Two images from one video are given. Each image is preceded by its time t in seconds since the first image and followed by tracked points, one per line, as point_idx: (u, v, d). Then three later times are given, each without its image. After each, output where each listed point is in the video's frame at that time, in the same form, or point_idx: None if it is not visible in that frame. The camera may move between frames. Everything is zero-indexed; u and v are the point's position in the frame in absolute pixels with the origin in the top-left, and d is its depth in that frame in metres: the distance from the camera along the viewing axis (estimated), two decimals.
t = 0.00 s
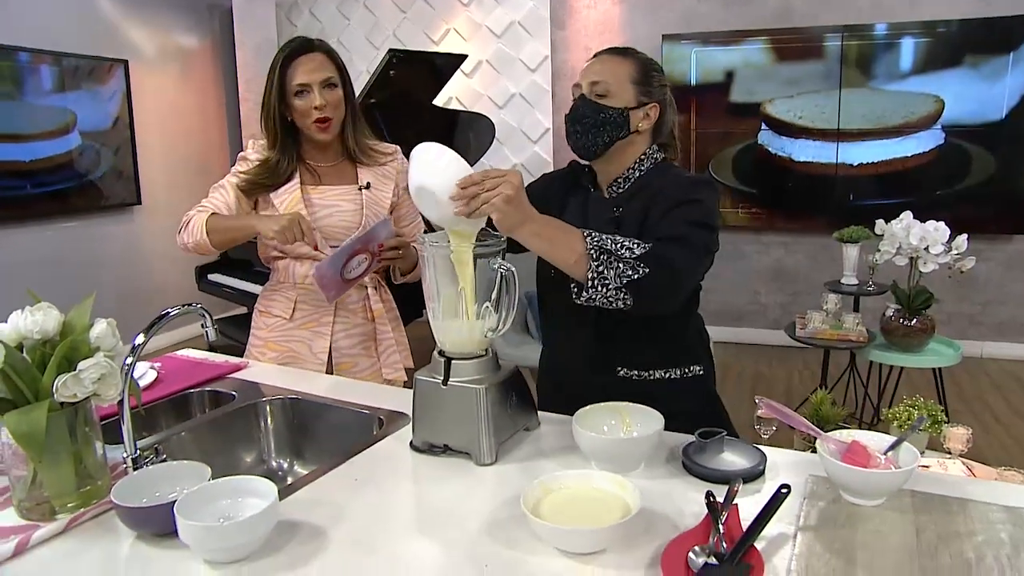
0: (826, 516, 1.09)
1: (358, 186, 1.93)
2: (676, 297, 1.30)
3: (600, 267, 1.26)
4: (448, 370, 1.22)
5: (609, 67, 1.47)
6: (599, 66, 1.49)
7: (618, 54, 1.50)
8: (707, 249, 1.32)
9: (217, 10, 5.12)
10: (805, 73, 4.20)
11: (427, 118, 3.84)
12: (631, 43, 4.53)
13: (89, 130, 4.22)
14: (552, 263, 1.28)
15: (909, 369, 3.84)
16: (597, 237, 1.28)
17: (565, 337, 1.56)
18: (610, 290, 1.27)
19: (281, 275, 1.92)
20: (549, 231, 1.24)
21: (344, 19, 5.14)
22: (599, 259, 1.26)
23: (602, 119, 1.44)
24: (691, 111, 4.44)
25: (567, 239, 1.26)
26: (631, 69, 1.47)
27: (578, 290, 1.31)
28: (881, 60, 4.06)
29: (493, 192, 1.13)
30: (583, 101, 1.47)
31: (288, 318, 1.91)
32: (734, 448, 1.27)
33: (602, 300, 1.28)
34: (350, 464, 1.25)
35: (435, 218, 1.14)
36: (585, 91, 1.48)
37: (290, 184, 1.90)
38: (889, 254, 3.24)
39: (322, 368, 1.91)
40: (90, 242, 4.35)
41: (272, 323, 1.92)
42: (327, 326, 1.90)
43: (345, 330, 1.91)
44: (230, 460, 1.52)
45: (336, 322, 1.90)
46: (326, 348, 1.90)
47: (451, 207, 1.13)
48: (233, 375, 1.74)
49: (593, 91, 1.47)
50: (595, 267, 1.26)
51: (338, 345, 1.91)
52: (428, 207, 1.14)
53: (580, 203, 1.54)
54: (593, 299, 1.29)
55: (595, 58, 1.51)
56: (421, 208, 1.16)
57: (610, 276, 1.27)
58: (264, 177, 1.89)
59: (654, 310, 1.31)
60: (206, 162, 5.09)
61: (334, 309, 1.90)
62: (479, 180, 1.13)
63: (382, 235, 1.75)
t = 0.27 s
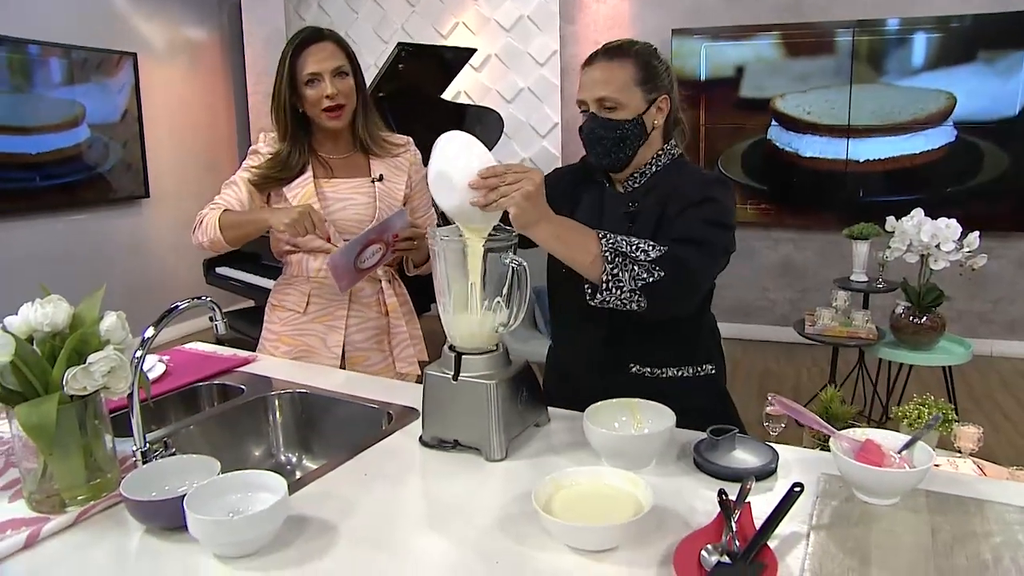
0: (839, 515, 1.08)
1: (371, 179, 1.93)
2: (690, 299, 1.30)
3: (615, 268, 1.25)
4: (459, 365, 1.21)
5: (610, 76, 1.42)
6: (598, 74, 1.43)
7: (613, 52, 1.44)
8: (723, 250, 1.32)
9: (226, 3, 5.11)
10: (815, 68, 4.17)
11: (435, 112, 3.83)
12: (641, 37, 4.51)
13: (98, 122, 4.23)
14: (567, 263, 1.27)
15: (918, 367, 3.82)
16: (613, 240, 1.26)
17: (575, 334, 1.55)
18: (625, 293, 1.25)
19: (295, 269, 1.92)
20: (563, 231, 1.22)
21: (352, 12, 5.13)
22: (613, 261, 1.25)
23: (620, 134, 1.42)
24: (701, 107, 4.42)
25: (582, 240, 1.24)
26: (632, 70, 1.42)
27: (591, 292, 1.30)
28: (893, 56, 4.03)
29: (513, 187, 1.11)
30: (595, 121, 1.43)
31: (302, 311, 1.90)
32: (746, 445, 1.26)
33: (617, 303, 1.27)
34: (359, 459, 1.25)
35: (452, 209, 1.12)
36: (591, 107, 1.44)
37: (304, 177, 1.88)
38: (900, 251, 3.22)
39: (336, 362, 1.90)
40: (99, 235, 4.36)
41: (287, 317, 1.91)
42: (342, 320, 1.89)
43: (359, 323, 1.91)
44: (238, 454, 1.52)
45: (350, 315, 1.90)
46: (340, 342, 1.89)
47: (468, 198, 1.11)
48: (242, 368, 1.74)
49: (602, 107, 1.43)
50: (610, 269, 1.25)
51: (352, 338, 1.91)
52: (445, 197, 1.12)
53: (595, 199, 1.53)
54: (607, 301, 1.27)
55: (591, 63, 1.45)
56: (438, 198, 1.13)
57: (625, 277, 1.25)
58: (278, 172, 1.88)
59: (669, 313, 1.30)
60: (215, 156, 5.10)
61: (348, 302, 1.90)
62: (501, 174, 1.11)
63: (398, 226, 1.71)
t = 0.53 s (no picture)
0: (856, 517, 1.07)
1: (382, 167, 1.91)
2: (705, 302, 1.28)
3: (631, 271, 1.24)
4: (470, 364, 1.20)
5: (612, 85, 1.36)
6: (593, 87, 1.38)
7: (612, 57, 1.37)
8: (738, 254, 1.31)
9: None
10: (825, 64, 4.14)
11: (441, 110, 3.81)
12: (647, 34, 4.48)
13: (103, 120, 4.22)
14: (581, 266, 1.26)
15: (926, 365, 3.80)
16: (628, 242, 1.25)
17: (583, 332, 1.53)
18: (640, 295, 1.25)
19: (311, 263, 1.91)
20: (576, 232, 1.22)
21: (357, 9, 5.11)
22: (628, 264, 1.24)
23: (628, 143, 1.40)
24: (707, 103, 4.41)
25: (596, 242, 1.24)
26: (630, 77, 1.37)
27: (605, 294, 1.28)
28: (902, 52, 4.01)
29: (534, 182, 1.12)
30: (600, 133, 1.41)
31: (320, 306, 1.88)
32: (760, 444, 1.25)
33: (630, 305, 1.26)
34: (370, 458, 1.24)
35: (467, 206, 1.10)
36: (596, 119, 1.41)
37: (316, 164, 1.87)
38: (908, 249, 3.20)
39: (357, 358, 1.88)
40: (104, 233, 4.35)
41: (304, 312, 1.89)
42: (362, 312, 1.88)
43: (379, 314, 1.90)
44: (246, 453, 1.51)
45: (369, 308, 1.89)
46: (361, 334, 1.88)
47: (487, 193, 1.09)
48: (250, 367, 1.73)
49: (605, 120, 1.40)
50: (624, 272, 1.24)
51: (371, 330, 1.90)
52: (461, 194, 1.10)
53: (609, 198, 1.52)
54: (621, 304, 1.26)
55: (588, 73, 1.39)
56: (452, 195, 1.12)
57: (641, 281, 1.24)
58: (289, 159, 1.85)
59: (683, 316, 1.30)
60: (219, 153, 5.09)
61: (366, 293, 1.88)
62: (522, 168, 1.11)
63: (409, 213, 1.73)
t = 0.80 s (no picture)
0: (873, 520, 1.05)
1: (392, 158, 1.90)
2: (717, 307, 1.27)
3: (644, 276, 1.23)
4: (482, 364, 1.18)
5: (620, 80, 1.34)
6: (604, 80, 1.35)
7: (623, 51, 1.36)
8: (751, 257, 1.30)
9: None
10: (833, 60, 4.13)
11: (445, 107, 3.79)
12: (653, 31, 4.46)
13: (106, 116, 4.20)
14: (594, 270, 1.25)
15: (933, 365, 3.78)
16: (641, 248, 1.24)
17: (592, 335, 1.51)
18: (652, 303, 1.24)
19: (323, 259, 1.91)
20: (589, 236, 1.21)
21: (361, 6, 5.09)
22: (642, 270, 1.23)
23: (630, 140, 1.37)
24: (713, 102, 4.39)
25: (610, 246, 1.23)
26: (639, 72, 1.34)
27: (618, 299, 1.27)
28: (908, 51, 4.00)
29: (551, 183, 1.10)
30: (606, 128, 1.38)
31: (333, 303, 1.87)
32: (775, 446, 1.23)
33: (643, 311, 1.25)
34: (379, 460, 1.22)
35: (482, 205, 1.09)
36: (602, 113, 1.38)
37: (326, 159, 1.87)
38: (916, 249, 3.18)
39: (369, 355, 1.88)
40: (106, 230, 4.34)
41: (317, 308, 1.89)
42: (374, 309, 1.87)
43: (391, 310, 1.89)
44: (252, 453, 1.49)
45: (381, 305, 1.88)
46: (374, 331, 1.87)
47: (502, 193, 1.08)
48: (256, 366, 1.72)
49: (611, 113, 1.37)
50: (638, 278, 1.22)
51: (384, 326, 1.89)
52: (478, 192, 1.09)
53: (616, 198, 1.50)
54: (633, 311, 1.25)
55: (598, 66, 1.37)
56: (468, 194, 1.10)
57: (654, 287, 1.23)
58: (300, 154, 1.86)
59: (696, 322, 1.29)
60: (223, 151, 5.07)
61: (378, 289, 1.87)
62: (539, 170, 1.10)
63: (423, 201, 1.72)
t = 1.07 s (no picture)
0: (893, 533, 1.03)
1: (402, 168, 1.88)
2: (734, 319, 1.27)
3: (659, 286, 1.22)
4: (494, 372, 1.17)
5: (640, 75, 1.35)
6: (627, 71, 1.37)
7: (646, 48, 1.38)
8: (765, 268, 1.28)
9: None
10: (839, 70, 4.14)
11: (449, 111, 3.78)
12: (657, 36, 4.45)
13: (108, 118, 4.19)
14: (608, 277, 1.24)
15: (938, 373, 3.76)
16: (658, 258, 1.22)
17: (599, 344, 1.49)
18: (668, 313, 1.23)
19: (332, 267, 1.91)
20: (608, 245, 1.20)
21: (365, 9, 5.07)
22: (658, 281, 1.22)
23: (642, 132, 1.36)
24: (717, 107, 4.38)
25: (627, 255, 1.21)
26: (664, 69, 1.36)
27: (633, 309, 1.27)
28: (914, 57, 4.00)
29: (572, 189, 1.11)
30: (620, 117, 1.37)
31: (342, 312, 1.86)
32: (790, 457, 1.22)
33: (658, 322, 1.24)
34: (389, 469, 1.20)
35: (499, 211, 1.08)
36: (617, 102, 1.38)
37: (333, 167, 1.87)
38: (922, 255, 3.17)
39: (379, 363, 1.87)
40: (108, 232, 4.32)
41: (328, 317, 1.88)
42: (384, 319, 1.86)
43: (401, 319, 1.88)
44: (256, 459, 1.48)
45: (390, 314, 1.87)
46: (383, 340, 1.86)
47: (524, 196, 1.07)
48: (261, 371, 1.70)
49: (627, 103, 1.37)
50: (654, 288, 1.22)
51: (393, 335, 1.88)
52: (494, 197, 1.08)
53: (628, 204, 1.48)
54: (649, 320, 1.25)
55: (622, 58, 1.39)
56: (481, 201, 1.10)
57: (672, 299, 1.22)
58: (309, 159, 1.87)
59: (710, 333, 1.28)
60: (224, 154, 5.05)
61: (388, 299, 1.86)
62: (561, 174, 1.10)
63: (428, 212, 1.71)
